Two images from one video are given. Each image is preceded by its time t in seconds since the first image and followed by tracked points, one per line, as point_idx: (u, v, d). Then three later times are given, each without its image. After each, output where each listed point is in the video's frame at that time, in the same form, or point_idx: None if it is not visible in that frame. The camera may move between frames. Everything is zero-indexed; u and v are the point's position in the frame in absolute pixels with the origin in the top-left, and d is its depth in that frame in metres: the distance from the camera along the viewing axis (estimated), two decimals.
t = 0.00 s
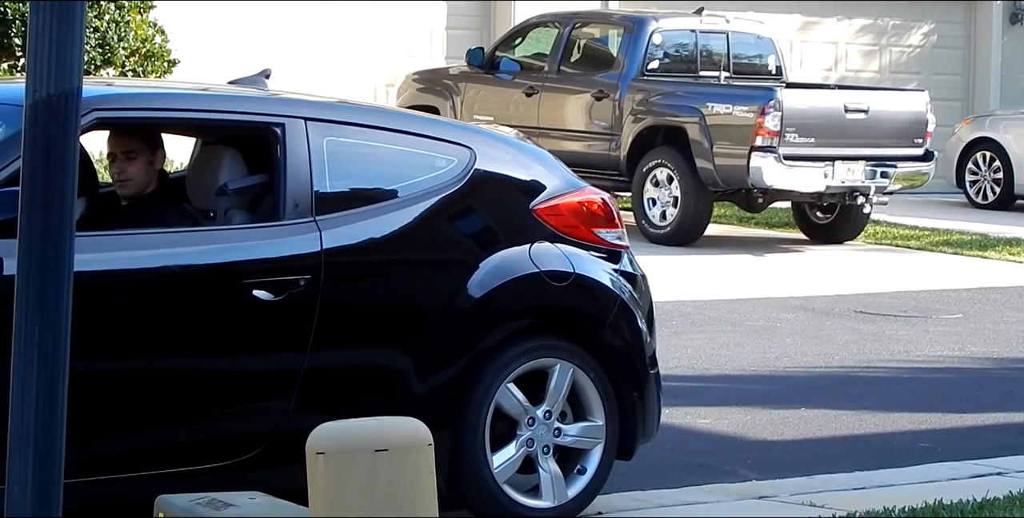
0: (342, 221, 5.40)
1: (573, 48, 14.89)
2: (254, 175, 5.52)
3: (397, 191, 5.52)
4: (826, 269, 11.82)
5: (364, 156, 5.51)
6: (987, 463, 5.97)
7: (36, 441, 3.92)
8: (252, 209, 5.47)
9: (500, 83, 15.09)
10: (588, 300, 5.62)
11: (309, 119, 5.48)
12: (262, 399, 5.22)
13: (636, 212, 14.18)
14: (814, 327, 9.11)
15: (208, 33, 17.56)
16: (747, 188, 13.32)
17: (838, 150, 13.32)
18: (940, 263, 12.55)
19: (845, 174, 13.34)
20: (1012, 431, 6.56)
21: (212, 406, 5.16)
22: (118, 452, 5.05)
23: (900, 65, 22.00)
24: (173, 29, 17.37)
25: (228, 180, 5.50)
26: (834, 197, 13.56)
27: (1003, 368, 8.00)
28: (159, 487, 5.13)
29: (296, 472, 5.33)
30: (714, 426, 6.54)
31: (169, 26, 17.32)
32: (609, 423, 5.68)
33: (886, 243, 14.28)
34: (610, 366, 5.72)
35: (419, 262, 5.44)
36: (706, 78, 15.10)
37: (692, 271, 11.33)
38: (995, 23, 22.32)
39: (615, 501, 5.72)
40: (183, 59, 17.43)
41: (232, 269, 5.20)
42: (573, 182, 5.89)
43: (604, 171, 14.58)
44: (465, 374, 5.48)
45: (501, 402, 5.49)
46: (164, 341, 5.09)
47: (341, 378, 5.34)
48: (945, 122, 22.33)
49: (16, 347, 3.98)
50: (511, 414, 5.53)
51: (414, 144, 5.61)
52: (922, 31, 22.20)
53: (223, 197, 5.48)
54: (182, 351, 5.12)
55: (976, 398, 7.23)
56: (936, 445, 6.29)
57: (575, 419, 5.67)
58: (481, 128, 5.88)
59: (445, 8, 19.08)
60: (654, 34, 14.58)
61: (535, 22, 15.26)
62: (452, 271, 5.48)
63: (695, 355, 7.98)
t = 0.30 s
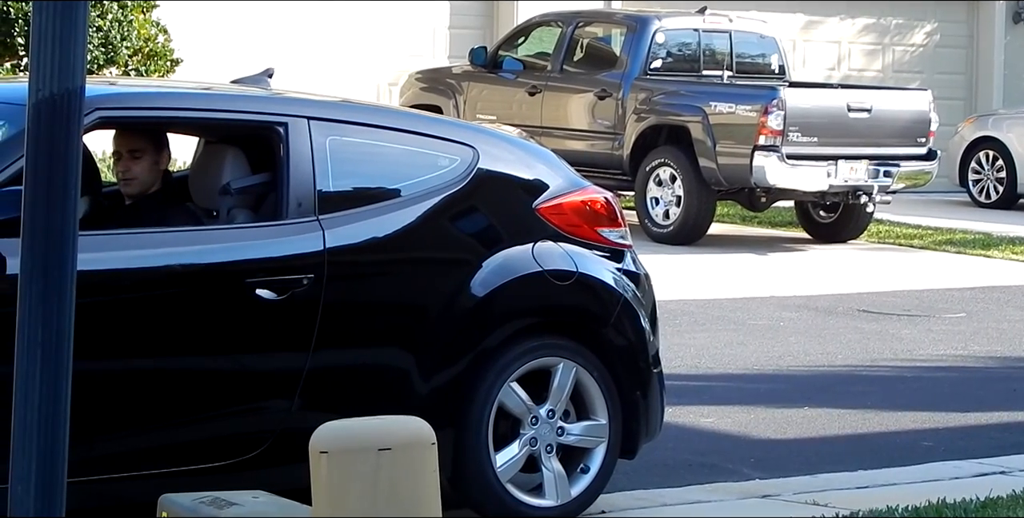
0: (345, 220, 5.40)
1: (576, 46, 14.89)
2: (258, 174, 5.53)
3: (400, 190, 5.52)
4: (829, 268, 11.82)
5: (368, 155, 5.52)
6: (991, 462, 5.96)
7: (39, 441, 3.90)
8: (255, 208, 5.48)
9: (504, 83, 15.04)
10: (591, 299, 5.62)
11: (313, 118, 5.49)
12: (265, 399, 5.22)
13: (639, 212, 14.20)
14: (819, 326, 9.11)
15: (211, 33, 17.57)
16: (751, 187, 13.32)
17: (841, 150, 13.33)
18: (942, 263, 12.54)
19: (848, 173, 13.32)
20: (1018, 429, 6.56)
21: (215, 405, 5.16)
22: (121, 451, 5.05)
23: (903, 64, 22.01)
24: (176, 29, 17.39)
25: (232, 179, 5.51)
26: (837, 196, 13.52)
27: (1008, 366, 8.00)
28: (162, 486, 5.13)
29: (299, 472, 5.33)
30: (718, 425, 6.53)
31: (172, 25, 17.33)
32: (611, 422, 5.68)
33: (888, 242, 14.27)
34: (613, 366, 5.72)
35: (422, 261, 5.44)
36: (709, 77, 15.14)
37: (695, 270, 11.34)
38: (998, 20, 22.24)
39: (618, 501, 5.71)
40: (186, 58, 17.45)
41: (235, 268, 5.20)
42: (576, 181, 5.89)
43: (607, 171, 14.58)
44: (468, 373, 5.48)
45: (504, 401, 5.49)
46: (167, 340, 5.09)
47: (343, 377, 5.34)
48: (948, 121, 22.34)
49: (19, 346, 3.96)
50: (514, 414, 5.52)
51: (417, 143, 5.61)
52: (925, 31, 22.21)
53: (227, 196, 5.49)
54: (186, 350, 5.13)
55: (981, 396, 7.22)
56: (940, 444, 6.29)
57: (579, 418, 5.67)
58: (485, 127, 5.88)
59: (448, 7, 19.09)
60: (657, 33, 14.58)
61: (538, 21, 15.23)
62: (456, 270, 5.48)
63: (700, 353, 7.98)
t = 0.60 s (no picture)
0: (348, 219, 5.40)
1: (579, 45, 14.90)
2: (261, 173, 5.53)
3: (404, 190, 5.53)
4: (834, 268, 11.81)
5: (371, 155, 5.52)
6: (994, 461, 5.96)
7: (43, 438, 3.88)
8: (259, 207, 5.48)
9: (507, 82, 15.07)
10: (595, 298, 5.61)
11: (316, 118, 5.49)
12: (268, 398, 5.23)
13: (642, 211, 14.17)
14: (823, 326, 9.09)
15: (215, 32, 17.55)
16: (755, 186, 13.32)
17: (845, 149, 13.33)
18: (946, 262, 12.53)
19: (852, 173, 13.36)
20: None
21: (217, 404, 5.17)
22: (123, 449, 5.06)
23: (907, 63, 22.01)
24: (179, 28, 17.36)
25: (235, 178, 5.51)
26: (840, 194, 13.55)
27: (1012, 366, 8.00)
28: (166, 485, 5.15)
29: (303, 471, 5.33)
30: (721, 424, 6.53)
31: (176, 25, 17.30)
32: (615, 421, 5.67)
33: (892, 241, 14.27)
34: (617, 365, 5.72)
35: (426, 260, 5.45)
36: (712, 76, 15.13)
37: (699, 270, 11.33)
38: (1002, 20, 22.29)
39: (621, 500, 5.71)
40: (190, 58, 17.43)
41: (239, 268, 5.21)
42: (580, 180, 5.89)
43: (611, 169, 14.57)
44: (472, 371, 5.48)
45: (508, 400, 5.49)
46: (170, 339, 5.10)
47: (346, 376, 5.35)
48: (952, 120, 22.32)
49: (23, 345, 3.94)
50: (518, 413, 5.52)
51: (421, 142, 5.62)
52: (928, 29, 22.20)
53: (231, 196, 5.50)
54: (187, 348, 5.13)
55: (985, 395, 7.22)
56: (945, 443, 6.28)
57: (583, 418, 5.67)
58: (488, 126, 5.88)
59: (451, 6, 19.11)
60: (660, 32, 14.57)
61: (541, 20, 15.25)
62: (459, 269, 5.48)
63: (704, 353, 7.98)
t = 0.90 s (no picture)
0: (369, 218, 5.40)
1: (601, 44, 14.91)
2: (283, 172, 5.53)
3: (426, 188, 5.53)
4: (856, 267, 11.77)
5: (393, 154, 5.52)
6: (1018, 461, 5.95)
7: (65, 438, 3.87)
8: (281, 206, 5.49)
9: (528, 80, 15.14)
10: (617, 297, 5.61)
11: (337, 116, 5.49)
12: (289, 397, 5.24)
13: (664, 210, 14.18)
14: (845, 325, 9.07)
15: (236, 32, 17.59)
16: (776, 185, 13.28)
17: (868, 147, 13.29)
18: (966, 261, 12.49)
19: (874, 171, 13.31)
20: None
21: (239, 403, 5.17)
22: (145, 449, 5.07)
23: (929, 61, 21.97)
24: (201, 28, 17.41)
25: (257, 177, 5.52)
26: (862, 193, 13.47)
27: None
28: (187, 484, 5.15)
29: (324, 470, 5.34)
30: (742, 424, 6.52)
31: (197, 24, 17.35)
32: (637, 421, 5.66)
33: (915, 240, 14.27)
34: (638, 364, 5.71)
35: (447, 259, 5.45)
36: (733, 75, 15.02)
37: (720, 268, 11.33)
38: None
39: (643, 499, 5.70)
40: (211, 57, 17.49)
41: (261, 267, 5.21)
42: (601, 179, 5.88)
43: (632, 167, 14.55)
44: (494, 370, 5.48)
45: (529, 400, 5.49)
46: (193, 337, 5.11)
47: (367, 375, 5.35)
48: (974, 118, 22.27)
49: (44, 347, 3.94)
50: (540, 412, 5.52)
51: (442, 141, 5.62)
52: (951, 27, 22.13)
53: (253, 194, 5.50)
54: (209, 347, 5.14)
55: (1012, 395, 7.19)
56: (967, 443, 6.27)
57: (605, 417, 5.65)
58: (509, 124, 5.88)
59: (472, 6, 19.16)
60: (681, 31, 14.53)
61: (562, 19, 15.33)
62: (481, 268, 5.48)
63: (726, 351, 7.98)
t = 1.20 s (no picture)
0: (410, 218, 5.40)
1: (640, 44, 14.92)
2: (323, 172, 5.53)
3: (466, 188, 5.53)
4: (896, 266, 11.72)
5: (432, 154, 5.52)
6: None
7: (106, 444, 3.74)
8: (320, 207, 5.49)
9: (567, 79, 15.20)
10: (656, 297, 5.60)
11: (377, 117, 5.49)
12: (331, 397, 5.24)
13: (704, 209, 14.17)
14: (884, 325, 9.04)
15: (275, 33, 17.61)
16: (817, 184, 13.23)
17: (908, 146, 13.21)
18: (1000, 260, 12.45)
19: (914, 170, 13.25)
20: None
21: (281, 403, 5.17)
22: (187, 449, 5.06)
23: (970, 60, 21.94)
24: (241, 28, 17.44)
25: (297, 178, 5.52)
26: (903, 193, 13.50)
27: None
28: (229, 484, 5.15)
29: (366, 470, 5.34)
30: (783, 423, 6.50)
31: (237, 25, 17.39)
32: (677, 420, 5.65)
33: (955, 239, 14.29)
34: (678, 364, 5.71)
35: (486, 259, 5.44)
36: (774, 74, 15.00)
37: (760, 267, 11.31)
38: None
39: (683, 499, 5.70)
40: (252, 58, 17.49)
41: (303, 267, 5.21)
42: (641, 179, 5.87)
43: (674, 167, 14.56)
44: (534, 370, 5.48)
45: (569, 400, 5.48)
46: (235, 337, 5.11)
47: (408, 375, 5.35)
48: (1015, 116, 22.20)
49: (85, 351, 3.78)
50: (580, 411, 5.51)
51: (481, 141, 5.62)
52: (992, 26, 22.04)
53: (293, 195, 5.51)
54: (250, 347, 5.14)
55: None
56: (1009, 443, 6.25)
57: (644, 416, 5.65)
58: (549, 124, 5.88)
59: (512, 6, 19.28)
60: (721, 30, 14.53)
61: (602, 19, 15.34)
62: (521, 268, 5.48)
63: (766, 351, 7.96)
